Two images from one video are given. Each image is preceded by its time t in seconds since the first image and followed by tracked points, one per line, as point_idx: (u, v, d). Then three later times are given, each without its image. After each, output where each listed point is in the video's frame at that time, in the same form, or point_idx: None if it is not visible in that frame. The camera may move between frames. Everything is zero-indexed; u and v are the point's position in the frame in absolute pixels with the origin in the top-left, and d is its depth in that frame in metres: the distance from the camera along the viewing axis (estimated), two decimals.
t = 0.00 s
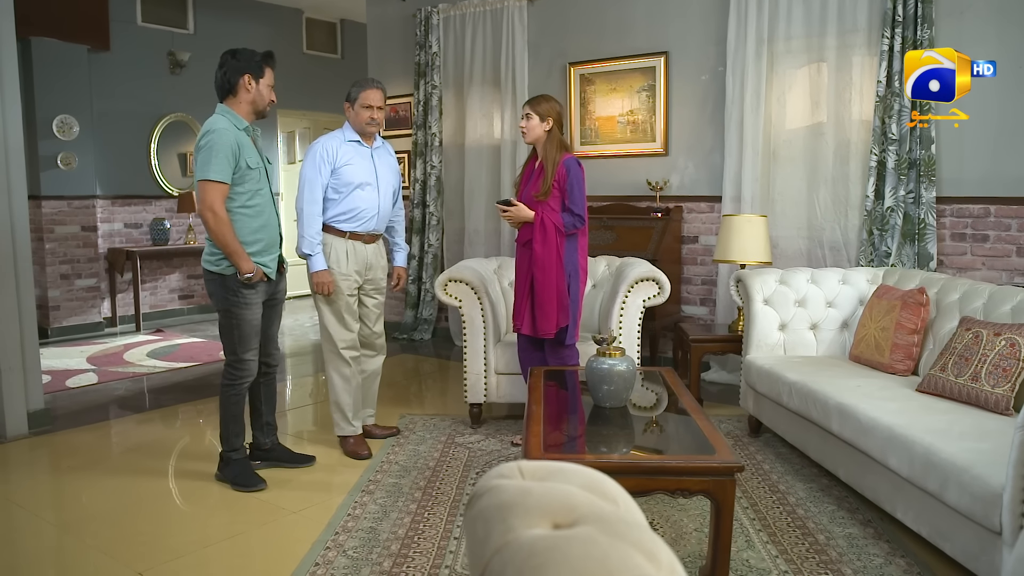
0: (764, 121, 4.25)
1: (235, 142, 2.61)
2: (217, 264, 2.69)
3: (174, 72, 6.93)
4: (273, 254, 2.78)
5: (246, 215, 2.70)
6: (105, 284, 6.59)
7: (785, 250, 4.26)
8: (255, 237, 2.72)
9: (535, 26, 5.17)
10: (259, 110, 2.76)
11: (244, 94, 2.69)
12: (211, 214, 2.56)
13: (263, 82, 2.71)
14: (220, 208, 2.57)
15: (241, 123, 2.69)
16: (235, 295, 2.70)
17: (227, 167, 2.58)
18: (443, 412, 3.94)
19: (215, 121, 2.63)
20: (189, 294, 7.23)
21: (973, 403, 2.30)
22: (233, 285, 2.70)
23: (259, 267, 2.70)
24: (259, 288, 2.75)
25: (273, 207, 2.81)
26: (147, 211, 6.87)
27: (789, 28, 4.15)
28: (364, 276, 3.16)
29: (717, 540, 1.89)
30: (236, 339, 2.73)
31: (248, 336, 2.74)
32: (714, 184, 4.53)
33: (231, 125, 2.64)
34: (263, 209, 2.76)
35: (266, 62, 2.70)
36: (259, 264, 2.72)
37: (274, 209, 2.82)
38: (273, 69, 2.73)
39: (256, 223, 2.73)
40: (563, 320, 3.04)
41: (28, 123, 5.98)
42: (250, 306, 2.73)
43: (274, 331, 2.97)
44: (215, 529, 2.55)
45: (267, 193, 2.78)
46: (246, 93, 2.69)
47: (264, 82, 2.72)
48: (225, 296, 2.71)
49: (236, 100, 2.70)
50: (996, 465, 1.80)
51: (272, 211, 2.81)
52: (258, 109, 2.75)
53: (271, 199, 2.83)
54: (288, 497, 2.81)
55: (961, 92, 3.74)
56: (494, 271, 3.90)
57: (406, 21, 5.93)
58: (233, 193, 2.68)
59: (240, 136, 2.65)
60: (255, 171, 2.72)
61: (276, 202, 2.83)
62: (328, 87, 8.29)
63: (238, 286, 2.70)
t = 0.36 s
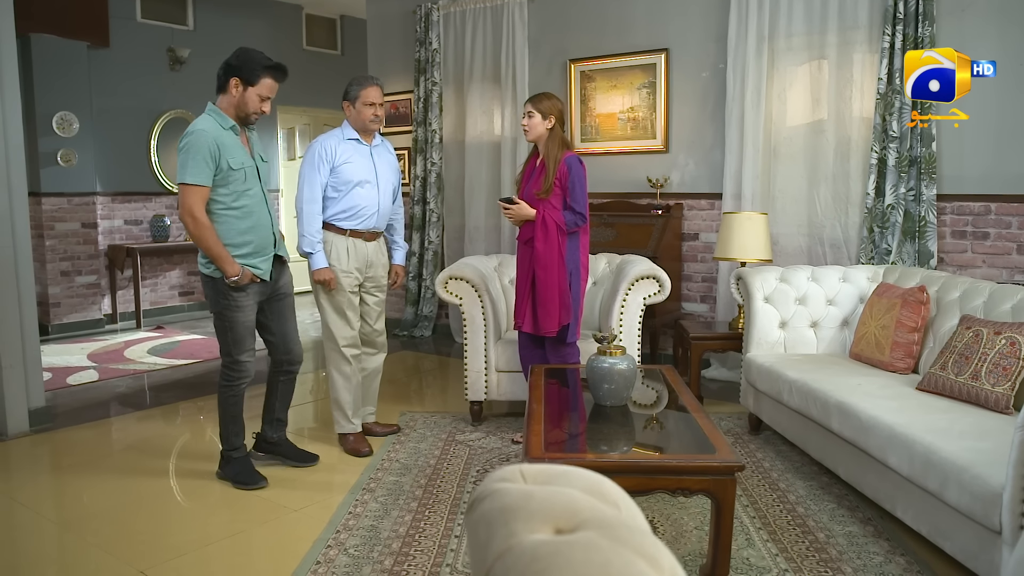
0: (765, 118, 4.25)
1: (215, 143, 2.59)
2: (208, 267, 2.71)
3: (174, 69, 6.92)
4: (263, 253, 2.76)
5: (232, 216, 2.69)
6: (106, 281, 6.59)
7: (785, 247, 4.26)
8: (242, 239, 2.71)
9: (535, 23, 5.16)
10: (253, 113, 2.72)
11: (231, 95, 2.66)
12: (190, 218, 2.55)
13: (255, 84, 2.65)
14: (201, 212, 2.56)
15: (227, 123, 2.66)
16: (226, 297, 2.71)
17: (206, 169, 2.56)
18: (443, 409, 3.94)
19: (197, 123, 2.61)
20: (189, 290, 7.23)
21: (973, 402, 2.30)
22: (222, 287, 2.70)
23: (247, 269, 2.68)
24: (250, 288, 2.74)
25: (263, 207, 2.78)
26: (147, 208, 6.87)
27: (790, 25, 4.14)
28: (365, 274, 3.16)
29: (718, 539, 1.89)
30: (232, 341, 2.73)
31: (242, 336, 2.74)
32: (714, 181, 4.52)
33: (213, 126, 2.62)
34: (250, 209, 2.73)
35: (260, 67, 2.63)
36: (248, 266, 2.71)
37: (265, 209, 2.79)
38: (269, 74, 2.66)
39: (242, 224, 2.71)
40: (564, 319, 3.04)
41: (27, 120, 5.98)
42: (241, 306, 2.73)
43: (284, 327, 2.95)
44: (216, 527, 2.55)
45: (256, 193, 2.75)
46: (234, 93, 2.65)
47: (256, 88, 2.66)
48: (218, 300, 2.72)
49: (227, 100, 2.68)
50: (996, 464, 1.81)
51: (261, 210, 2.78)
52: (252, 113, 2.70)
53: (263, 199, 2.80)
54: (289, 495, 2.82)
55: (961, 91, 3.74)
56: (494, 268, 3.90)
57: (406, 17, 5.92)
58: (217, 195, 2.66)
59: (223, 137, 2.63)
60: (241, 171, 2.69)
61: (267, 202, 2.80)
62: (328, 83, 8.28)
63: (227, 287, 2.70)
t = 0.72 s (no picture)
0: (765, 116, 4.24)
1: (214, 146, 2.45)
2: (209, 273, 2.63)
3: (174, 66, 6.91)
4: (261, 263, 2.61)
5: (231, 222, 2.56)
6: (106, 278, 6.59)
7: (785, 245, 4.26)
8: (238, 246, 2.57)
9: (536, 20, 5.15)
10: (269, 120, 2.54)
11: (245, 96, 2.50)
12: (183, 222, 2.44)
13: (267, 90, 2.47)
14: (194, 217, 2.44)
15: (237, 125, 2.52)
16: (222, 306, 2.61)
17: (201, 173, 2.44)
18: (443, 407, 3.95)
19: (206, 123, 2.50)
20: (189, 287, 7.23)
21: (973, 401, 2.30)
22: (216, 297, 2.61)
23: (239, 279, 2.55)
24: (245, 295, 2.61)
25: (267, 215, 2.62)
26: (147, 205, 6.86)
27: (791, 23, 4.14)
28: (366, 274, 3.15)
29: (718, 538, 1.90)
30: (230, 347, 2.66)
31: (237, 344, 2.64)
32: (715, 179, 4.52)
33: (219, 127, 2.49)
34: (251, 217, 2.58)
35: (275, 72, 2.45)
36: (243, 275, 2.58)
37: (269, 216, 2.63)
38: (283, 82, 2.46)
39: (240, 232, 2.57)
40: (566, 317, 3.04)
41: (27, 117, 5.97)
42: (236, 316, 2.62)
43: (297, 330, 2.72)
44: (217, 526, 2.55)
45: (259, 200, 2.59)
46: (247, 95, 2.50)
47: (268, 94, 2.48)
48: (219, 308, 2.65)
49: (244, 101, 2.54)
50: (996, 464, 1.81)
51: (265, 218, 2.62)
52: (266, 119, 2.53)
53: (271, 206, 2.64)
54: (290, 494, 2.82)
55: (961, 91, 3.74)
56: (494, 266, 3.91)
57: (406, 14, 5.91)
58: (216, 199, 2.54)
59: (228, 140, 2.49)
60: (244, 177, 2.54)
61: (273, 210, 2.64)
62: (328, 80, 8.27)
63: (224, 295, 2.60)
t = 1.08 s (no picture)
0: (766, 114, 4.24)
1: (255, 139, 2.25)
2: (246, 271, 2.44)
3: (173, 63, 6.90)
4: (294, 270, 2.37)
5: (267, 223, 2.34)
6: (106, 276, 6.59)
7: (785, 243, 4.26)
8: (271, 249, 2.34)
9: (536, 18, 5.14)
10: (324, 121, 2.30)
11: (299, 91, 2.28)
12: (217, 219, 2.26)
13: (320, 87, 2.22)
14: (226, 213, 2.24)
15: (284, 120, 2.30)
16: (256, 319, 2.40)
17: (238, 166, 2.24)
18: (443, 405, 3.95)
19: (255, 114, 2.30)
20: (189, 285, 7.23)
21: (973, 400, 2.31)
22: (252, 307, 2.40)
23: (267, 283, 2.33)
24: (277, 305, 2.38)
25: (308, 219, 2.37)
26: (147, 203, 6.86)
27: (792, 21, 4.13)
28: (367, 272, 3.15)
29: (718, 537, 1.90)
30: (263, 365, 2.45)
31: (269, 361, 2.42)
32: (715, 177, 4.51)
33: (265, 120, 2.28)
34: (289, 219, 2.34)
35: (329, 70, 2.20)
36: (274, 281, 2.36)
37: (309, 220, 2.38)
38: (337, 81, 2.20)
39: (275, 234, 2.34)
40: (569, 316, 3.04)
41: (27, 115, 5.96)
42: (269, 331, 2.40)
43: (321, 353, 2.48)
44: (218, 525, 2.56)
45: (301, 202, 2.35)
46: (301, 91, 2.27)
47: (320, 93, 2.23)
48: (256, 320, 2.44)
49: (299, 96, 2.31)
50: (996, 464, 1.81)
51: (307, 222, 2.38)
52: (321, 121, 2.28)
53: (316, 210, 2.39)
54: (291, 492, 2.83)
55: (961, 91, 3.74)
56: (495, 264, 3.91)
57: (406, 11, 5.90)
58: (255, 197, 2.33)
59: (270, 134, 2.27)
60: (283, 175, 2.30)
61: (315, 214, 2.39)
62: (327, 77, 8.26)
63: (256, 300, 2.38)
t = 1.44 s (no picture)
0: (766, 113, 4.24)
1: (280, 133, 1.96)
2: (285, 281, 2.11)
3: (173, 62, 6.90)
4: (331, 275, 2.02)
5: (298, 226, 2.01)
6: (106, 275, 6.59)
7: (786, 243, 4.26)
8: (303, 251, 2.01)
9: (536, 17, 5.13)
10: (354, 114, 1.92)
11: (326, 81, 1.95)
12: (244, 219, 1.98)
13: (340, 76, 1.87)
14: (250, 213, 1.97)
15: (313, 113, 1.98)
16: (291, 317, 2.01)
17: (263, 163, 1.97)
18: (444, 404, 3.95)
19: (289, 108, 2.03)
20: (189, 284, 7.24)
21: (973, 400, 2.31)
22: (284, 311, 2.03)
23: (300, 284, 1.98)
24: (312, 304, 2.00)
25: (345, 219, 2.02)
26: (147, 201, 6.86)
27: (792, 21, 4.13)
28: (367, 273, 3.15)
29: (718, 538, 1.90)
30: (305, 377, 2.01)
31: (314, 358, 1.98)
32: (715, 176, 4.51)
33: (293, 114, 1.99)
34: (323, 218, 2.00)
35: (348, 55, 1.85)
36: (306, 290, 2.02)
37: (344, 223, 2.02)
38: (355, 69, 1.84)
39: (309, 235, 2.01)
40: (568, 315, 3.04)
41: (27, 113, 5.95)
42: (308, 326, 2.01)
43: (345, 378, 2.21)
44: (218, 526, 2.56)
45: (335, 200, 2.01)
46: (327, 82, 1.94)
47: (342, 86, 1.89)
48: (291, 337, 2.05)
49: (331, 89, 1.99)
50: (996, 465, 1.82)
51: (345, 224, 2.02)
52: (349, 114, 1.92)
53: (357, 211, 2.03)
54: (291, 492, 2.83)
55: (962, 91, 3.74)
56: (495, 264, 3.92)
57: (406, 10, 5.89)
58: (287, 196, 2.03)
59: (296, 128, 1.97)
60: (311, 172, 1.98)
61: (353, 214, 2.03)
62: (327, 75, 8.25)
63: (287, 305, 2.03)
